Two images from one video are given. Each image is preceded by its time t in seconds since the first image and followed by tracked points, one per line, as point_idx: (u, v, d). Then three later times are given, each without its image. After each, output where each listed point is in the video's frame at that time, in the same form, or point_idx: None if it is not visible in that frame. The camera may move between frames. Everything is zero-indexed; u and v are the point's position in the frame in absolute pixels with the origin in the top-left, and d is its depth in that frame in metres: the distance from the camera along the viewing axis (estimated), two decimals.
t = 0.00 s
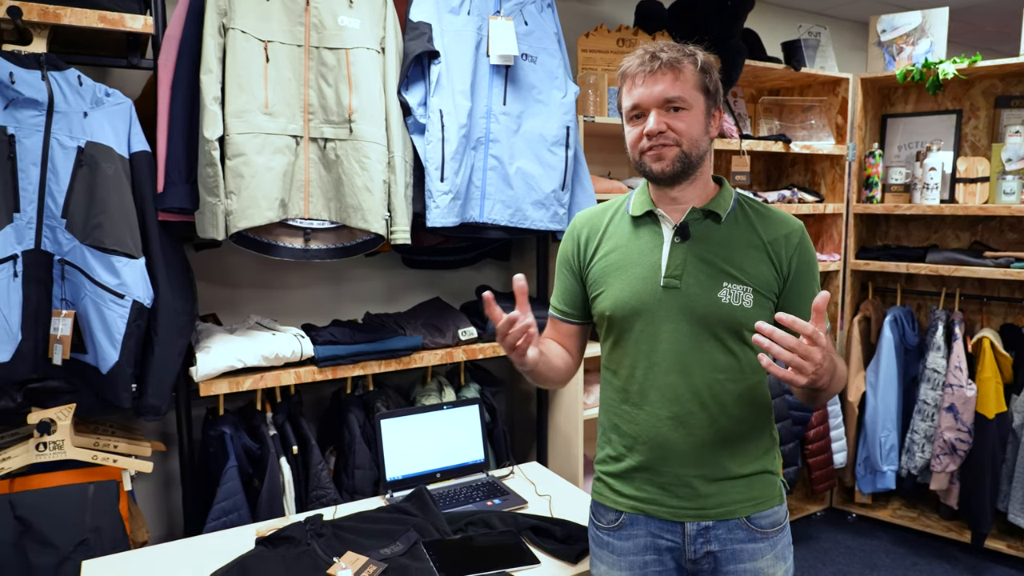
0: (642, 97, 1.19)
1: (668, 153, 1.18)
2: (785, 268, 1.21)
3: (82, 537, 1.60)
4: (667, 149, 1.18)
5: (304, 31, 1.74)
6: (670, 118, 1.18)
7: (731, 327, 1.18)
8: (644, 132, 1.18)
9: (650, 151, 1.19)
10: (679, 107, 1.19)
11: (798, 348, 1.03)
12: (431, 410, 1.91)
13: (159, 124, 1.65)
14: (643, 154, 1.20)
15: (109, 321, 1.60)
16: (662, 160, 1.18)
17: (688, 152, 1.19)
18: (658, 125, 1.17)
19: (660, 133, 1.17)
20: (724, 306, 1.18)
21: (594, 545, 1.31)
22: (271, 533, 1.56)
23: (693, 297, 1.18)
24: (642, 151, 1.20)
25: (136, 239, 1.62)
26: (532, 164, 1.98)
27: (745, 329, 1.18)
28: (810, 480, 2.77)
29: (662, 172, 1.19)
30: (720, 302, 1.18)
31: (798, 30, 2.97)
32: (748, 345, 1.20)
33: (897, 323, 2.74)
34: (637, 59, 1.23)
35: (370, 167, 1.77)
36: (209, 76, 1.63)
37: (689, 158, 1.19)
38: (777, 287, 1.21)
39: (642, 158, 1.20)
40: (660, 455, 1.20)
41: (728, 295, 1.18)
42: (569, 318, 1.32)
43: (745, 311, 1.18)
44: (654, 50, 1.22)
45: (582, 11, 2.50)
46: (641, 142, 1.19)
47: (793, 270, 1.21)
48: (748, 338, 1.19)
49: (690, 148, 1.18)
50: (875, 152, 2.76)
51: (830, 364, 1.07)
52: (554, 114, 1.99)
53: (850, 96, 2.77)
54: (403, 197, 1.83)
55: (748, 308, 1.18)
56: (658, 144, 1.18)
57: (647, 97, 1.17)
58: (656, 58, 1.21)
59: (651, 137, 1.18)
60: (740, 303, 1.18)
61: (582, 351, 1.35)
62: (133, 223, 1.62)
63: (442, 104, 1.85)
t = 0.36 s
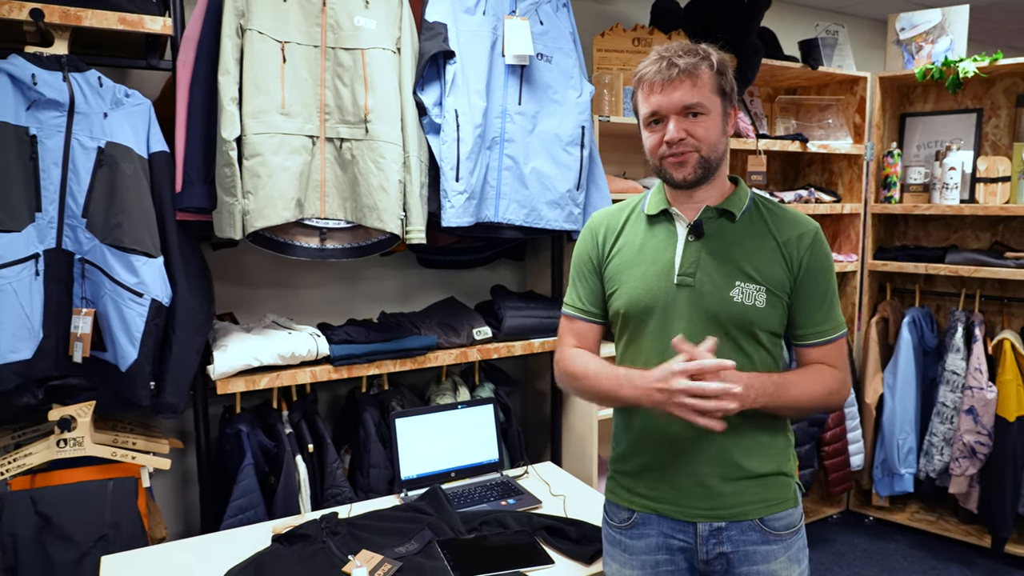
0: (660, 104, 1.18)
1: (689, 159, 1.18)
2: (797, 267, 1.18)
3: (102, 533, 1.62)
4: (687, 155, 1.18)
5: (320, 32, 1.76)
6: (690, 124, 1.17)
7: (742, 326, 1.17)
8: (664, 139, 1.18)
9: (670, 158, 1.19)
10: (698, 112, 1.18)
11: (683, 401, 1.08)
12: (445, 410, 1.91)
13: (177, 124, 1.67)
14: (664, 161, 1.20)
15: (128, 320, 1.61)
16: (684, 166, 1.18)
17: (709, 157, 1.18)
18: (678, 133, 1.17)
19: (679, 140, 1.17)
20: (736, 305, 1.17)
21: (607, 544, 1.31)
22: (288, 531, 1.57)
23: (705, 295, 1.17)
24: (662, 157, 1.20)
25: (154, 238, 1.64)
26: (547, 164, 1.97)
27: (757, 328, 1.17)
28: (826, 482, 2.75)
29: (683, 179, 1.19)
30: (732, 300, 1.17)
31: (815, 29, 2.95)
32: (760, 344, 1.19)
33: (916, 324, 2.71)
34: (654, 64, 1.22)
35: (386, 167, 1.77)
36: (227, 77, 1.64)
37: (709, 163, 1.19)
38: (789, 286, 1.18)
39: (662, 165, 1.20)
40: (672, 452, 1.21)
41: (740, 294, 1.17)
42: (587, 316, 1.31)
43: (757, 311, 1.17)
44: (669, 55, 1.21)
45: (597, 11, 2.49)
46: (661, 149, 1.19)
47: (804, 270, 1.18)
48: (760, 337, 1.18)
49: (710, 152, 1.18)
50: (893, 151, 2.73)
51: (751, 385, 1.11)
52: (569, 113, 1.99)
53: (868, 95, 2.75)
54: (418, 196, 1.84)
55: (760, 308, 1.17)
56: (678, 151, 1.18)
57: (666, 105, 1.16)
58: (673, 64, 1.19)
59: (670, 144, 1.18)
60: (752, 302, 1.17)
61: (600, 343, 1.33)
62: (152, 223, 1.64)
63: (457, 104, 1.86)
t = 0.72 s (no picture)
0: (683, 92, 1.18)
1: (711, 149, 1.17)
2: (825, 266, 1.17)
3: (127, 527, 1.65)
4: (709, 144, 1.17)
5: (342, 32, 1.77)
6: (712, 112, 1.16)
7: (771, 326, 1.16)
8: (686, 127, 1.17)
9: (692, 147, 1.17)
10: (721, 102, 1.17)
11: (700, 415, 1.10)
12: (464, 409, 1.92)
13: (201, 124, 1.69)
14: (685, 150, 1.19)
15: (152, 318, 1.64)
16: (705, 156, 1.17)
17: (730, 148, 1.17)
18: (701, 120, 1.15)
19: (702, 128, 1.16)
20: (764, 305, 1.16)
21: (629, 546, 1.30)
22: (309, 527, 1.58)
23: (732, 296, 1.17)
24: (683, 146, 1.19)
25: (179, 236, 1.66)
26: (567, 163, 1.97)
27: (786, 328, 1.16)
28: (849, 485, 2.72)
29: (704, 168, 1.18)
30: (760, 301, 1.16)
31: (838, 25, 2.91)
32: (788, 344, 1.18)
33: (941, 324, 2.67)
34: (678, 55, 1.22)
35: (406, 166, 1.78)
36: (250, 77, 1.65)
37: (731, 154, 1.18)
38: (817, 286, 1.17)
39: (684, 154, 1.19)
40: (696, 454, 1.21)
41: (768, 294, 1.16)
42: (607, 318, 1.31)
43: (785, 311, 1.16)
44: (695, 46, 1.21)
45: (617, 9, 2.48)
46: (683, 137, 1.18)
47: (832, 269, 1.17)
48: (788, 337, 1.17)
49: (732, 143, 1.17)
50: (919, 149, 2.70)
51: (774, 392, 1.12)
52: (589, 112, 1.98)
53: (893, 92, 2.71)
54: (439, 196, 1.84)
55: (789, 308, 1.16)
56: (700, 139, 1.16)
57: (689, 92, 1.16)
58: (697, 53, 1.19)
59: (692, 132, 1.17)
60: (781, 302, 1.16)
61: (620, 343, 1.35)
62: (176, 222, 1.66)
63: (477, 103, 1.86)
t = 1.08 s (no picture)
0: (711, 94, 1.17)
1: (740, 150, 1.16)
2: (855, 266, 1.15)
3: (158, 521, 1.68)
4: (738, 146, 1.16)
5: (369, 32, 1.78)
6: (741, 114, 1.15)
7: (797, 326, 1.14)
8: (715, 129, 1.16)
9: (721, 149, 1.16)
10: (749, 103, 1.16)
11: (658, 364, 1.04)
12: (489, 407, 1.92)
13: (230, 125, 1.71)
14: (714, 152, 1.18)
15: (183, 315, 1.66)
16: (735, 157, 1.16)
17: (760, 148, 1.16)
18: (730, 122, 1.14)
19: (731, 130, 1.15)
20: (790, 305, 1.14)
21: (652, 546, 1.30)
22: (336, 523, 1.60)
23: (758, 295, 1.15)
24: (712, 149, 1.18)
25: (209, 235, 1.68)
26: (592, 161, 1.96)
27: (814, 329, 1.14)
28: (879, 487, 2.67)
29: (734, 170, 1.17)
30: (786, 300, 1.14)
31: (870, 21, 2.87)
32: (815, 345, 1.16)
33: (975, 324, 2.61)
34: (705, 55, 1.21)
35: (432, 165, 1.79)
36: (278, 77, 1.67)
37: (761, 155, 1.16)
38: (847, 286, 1.15)
39: (713, 156, 1.18)
40: (720, 455, 1.19)
41: (795, 293, 1.14)
42: (632, 314, 1.31)
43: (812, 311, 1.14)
44: (721, 45, 1.20)
45: (644, 6, 2.47)
46: (711, 140, 1.17)
47: (863, 270, 1.15)
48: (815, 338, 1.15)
49: (762, 144, 1.16)
50: (952, 146, 2.65)
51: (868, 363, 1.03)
52: (615, 110, 1.97)
53: (925, 88, 2.66)
54: (464, 194, 1.84)
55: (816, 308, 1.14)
56: (729, 141, 1.15)
57: (717, 94, 1.15)
58: (724, 53, 1.18)
59: (721, 133, 1.15)
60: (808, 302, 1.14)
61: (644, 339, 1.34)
62: (206, 221, 1.68)
63: (503, 102, 1.86)
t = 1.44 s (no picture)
0: (729, 94, 1.15)
1: (756, 150, 1.14)
2: (886, 266, 1.12)
3: (189, 515, 1.71)
4: (755, 146, 1.14)
5: (396, 32, 1.79)
6: (758, 114, 1.13)
7: (825, 327, 1.13)
8: (731, 130, 1.15)
9: (737, 150, 1.15)
10: (768, 103, 1.13)
11: (677, 383, 1.06)
12: (514, 406, 1.92)
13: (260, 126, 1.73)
14: (731, 153, 1.16)
15: (214, 313, 1.69)
16: (751, 158, 1.14)
17: (778, 150, 1.14)
18: (745, 123, 1.13)
19: (747, 130, 1.13)
20: (817, 305, 1.12)
21: (679, 545, 1.29)
22: (362, 520, 1.61)
23: (785, 295, 1.14)
24: (730, 150, 1.17)
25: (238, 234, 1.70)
26: (619, 161, 1.95)
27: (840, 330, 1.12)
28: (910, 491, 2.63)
29: (749, 171, 1.15)
30: (813, 300, 1.13)
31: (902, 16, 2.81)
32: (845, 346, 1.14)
33: (1011, 326, 2.55)
34: (727, 53, 1.19)
35: (458, 165, 1.79)
36: (307, 78, 1.69)
37: (779, 157, 1.14)
38: (877, 287, 1.13)
39: (730, 156, 1.17)
40: (747, 457, 1.18)
41: (822, 294, 1.13)
42: (659, 314, 1.30)
43: (840, 311, 1.12)
44: (743, 44, 1.18)
45: (671, 4, 2.45)
46: (728, 140, 1.16)
47: (895, 270, 1.12)
48: (843, 339, 1.13)
49: (779, 145, 1.13)
50: (987, 144, 2.60)
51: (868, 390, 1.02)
52: (642, 109, 1.96)
53: (960, 84, 2.60)
54: (490, 194, 1.85)
55: (843, 309, 1.12)
56: (745, 142, 1.14)
57: (733, 94, 1.13)
58: (745, 52, 1.16)
59: (737, 134, 1.14)
60: (835, 303, 1.12)
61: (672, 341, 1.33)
62: (236, 221, 1.71)
63: (530, 101, 1.86)
